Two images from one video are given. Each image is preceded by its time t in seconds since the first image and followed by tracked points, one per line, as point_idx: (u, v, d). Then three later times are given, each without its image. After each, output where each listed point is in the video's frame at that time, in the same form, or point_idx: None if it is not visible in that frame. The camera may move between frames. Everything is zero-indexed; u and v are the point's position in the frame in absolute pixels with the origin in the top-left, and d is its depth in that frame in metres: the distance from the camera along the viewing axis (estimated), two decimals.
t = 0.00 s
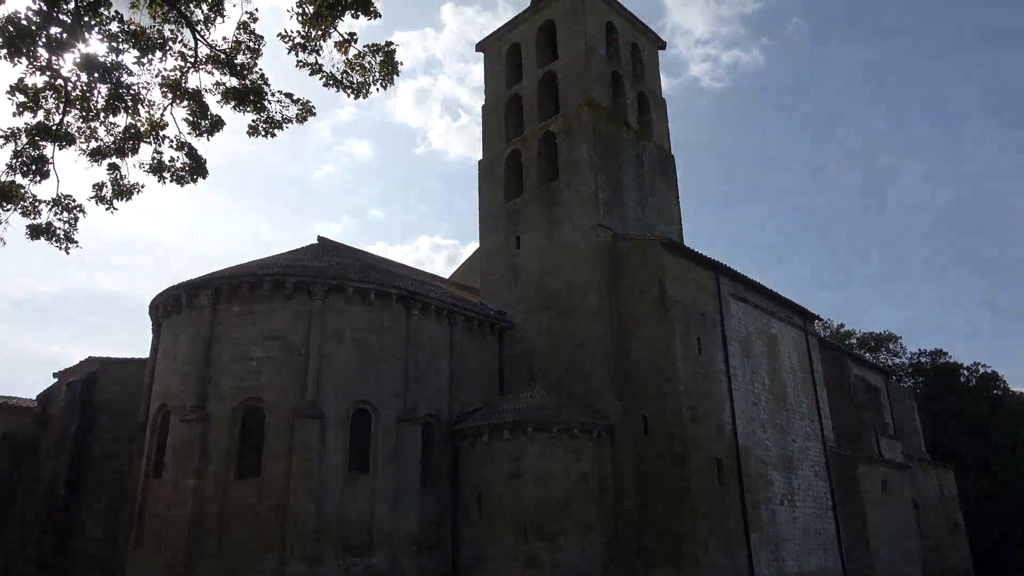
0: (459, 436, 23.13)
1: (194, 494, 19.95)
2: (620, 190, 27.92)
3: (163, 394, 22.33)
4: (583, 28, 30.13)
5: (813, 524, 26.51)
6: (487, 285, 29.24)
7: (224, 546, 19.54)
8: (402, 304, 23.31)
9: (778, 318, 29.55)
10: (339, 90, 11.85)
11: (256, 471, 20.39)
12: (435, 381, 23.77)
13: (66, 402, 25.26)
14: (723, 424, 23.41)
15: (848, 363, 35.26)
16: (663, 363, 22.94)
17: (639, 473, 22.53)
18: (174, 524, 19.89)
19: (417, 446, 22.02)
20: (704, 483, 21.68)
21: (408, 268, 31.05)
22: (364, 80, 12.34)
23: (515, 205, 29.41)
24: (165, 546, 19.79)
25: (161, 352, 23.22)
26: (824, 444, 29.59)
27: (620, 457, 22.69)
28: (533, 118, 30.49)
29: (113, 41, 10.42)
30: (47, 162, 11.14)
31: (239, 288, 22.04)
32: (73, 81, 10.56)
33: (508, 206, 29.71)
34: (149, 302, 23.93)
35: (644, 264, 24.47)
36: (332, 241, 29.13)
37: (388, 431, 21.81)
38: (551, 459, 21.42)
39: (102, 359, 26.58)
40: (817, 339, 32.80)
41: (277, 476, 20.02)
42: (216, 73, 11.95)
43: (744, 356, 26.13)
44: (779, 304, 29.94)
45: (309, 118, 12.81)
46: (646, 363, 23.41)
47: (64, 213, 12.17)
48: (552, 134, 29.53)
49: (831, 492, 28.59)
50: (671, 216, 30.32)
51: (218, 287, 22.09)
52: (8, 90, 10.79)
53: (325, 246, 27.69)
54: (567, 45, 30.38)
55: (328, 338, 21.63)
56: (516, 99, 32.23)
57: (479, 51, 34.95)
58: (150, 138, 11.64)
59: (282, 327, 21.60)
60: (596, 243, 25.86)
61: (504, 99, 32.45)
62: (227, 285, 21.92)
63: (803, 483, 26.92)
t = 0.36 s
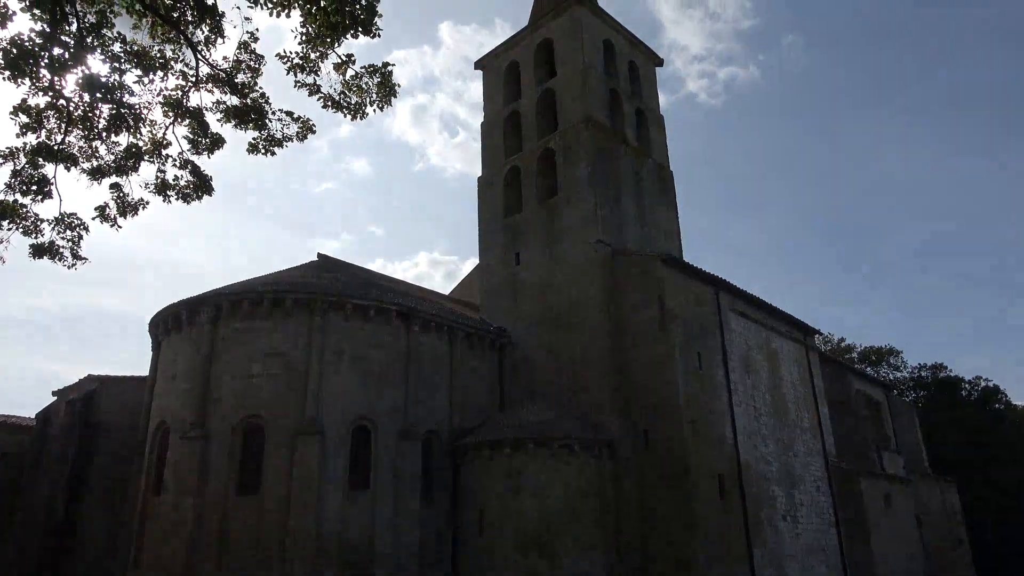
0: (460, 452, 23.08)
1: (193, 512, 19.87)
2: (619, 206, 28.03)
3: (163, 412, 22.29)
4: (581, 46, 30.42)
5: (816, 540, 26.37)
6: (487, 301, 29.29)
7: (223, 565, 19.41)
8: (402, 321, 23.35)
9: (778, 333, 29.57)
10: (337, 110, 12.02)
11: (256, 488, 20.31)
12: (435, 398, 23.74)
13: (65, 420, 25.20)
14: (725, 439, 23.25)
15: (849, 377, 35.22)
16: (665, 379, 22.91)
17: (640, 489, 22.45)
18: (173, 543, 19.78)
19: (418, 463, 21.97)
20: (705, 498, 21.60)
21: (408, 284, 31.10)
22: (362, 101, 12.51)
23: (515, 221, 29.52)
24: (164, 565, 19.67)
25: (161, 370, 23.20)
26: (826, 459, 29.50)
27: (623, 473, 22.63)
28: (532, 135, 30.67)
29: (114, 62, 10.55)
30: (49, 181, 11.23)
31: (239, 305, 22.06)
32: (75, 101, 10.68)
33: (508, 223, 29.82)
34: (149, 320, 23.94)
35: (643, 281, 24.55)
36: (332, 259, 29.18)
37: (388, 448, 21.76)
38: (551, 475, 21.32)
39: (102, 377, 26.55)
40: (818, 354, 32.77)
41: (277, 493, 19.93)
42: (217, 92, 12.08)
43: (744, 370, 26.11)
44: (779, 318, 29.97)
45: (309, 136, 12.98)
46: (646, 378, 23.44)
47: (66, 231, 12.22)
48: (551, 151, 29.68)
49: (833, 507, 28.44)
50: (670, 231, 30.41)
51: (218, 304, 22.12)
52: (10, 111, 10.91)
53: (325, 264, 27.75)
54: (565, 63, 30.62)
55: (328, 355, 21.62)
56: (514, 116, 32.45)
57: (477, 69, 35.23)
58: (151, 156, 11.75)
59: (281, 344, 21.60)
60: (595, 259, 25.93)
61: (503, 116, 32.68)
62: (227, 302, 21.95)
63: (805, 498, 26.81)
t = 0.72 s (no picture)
0: (458, 467, 23.07)
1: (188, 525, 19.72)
2: (618, 223, 28.11)
3: (158, 423, 22.20)
4: (581, 64, 30.66)
5: (813, 560, 26.23)
6: (485, 317, 29.32)
7: None
8: (400, 336, 23.33)
9: (775, 351, 29.60)
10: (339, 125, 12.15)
11: (251, 502, 20.19)
12: (432, 413, 23.67)
13: (60, 431, 25.07)
14: (722, 457, 23.04)
15: (846, 397, 35.21)
16: (664, 398, 22.89)
17: (637, 508, 22.35)
18: (167, 556, 19.63)
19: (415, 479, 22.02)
20: (704, 516, 21.35)
21: (407, 299, 31.11)
22: (364, 116, 12.63)
23: (514, 237, 29.60)
24: None
25: (158, 381, 23.13)
26: (822, 479, 29.42)
27: (621, 490, 22.56)
28: (531, 151, 30.82)
29: (120, 76, 10.64)
30: (52, 192, 11.29)
31: (236, 317, 22.04)
32: (80, 113, 10.74)
33: (507, 238, 29.89)
34: (147, 332, 23.89)
35: (642, 298, 24.59)
36: (330, 272, 29.20)
37: (384, 463, 21.67)
38: (548, 492, 21.12)
39: (97, 388, 26.45)
40: (815, 373, 32.77)
41: (272, 506, 19.81)
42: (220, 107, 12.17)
43: (741, 389, 26.09)
44: (776, 337, 30.00)
45: (311, 151, 13.12)
46: (644, 396, 23.51)
47: (68, 243, 12.27)
48: (550, 168, 29.81)
49: (830, 527, 28.35)
50: (669, 249, 30.51)
51: (216, 317, 22.10)
52: (15, 121, 10.97)
53: (324, 277, 27.76)
54: (565, 81, 30.83)
55: (325, 368, 21.58)
56: (514, 132, 32.63)
57: (477, 85, 35.45)
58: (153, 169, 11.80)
59: (279, 357, 21.56)
60: (594, 275, 25.99)
61: (503, 132, 32.86)
62: (224, 314, 21.94)
63: (802, 518, 26.71)
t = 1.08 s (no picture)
0: (452, 483, 22.87)
1: (180, 538, 19.58)
2: (615, 239, 28.21)
3: (152, 436, 22.10)
4: (579, 81, 30.90)
5: None
6: (482, 332, 29.33)
7: None
8: (396, 349, 23.32)
9: (771, 368, 29.64)
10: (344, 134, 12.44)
11: (245, 515, 20.07)
12: (427, 427, 23.61)
13: (53, 443, 24.92)
14: (717, 474, 22.81)
15: (841, 415, 35.19)
16: (661, 415, 22.84)
17: (636, 523, 22.26)
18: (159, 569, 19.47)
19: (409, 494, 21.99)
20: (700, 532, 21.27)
21: (403, 313, 31.11)
22: (371, 127, 12.86)
23: (511, 252, 29.68)
24: None
25: (152, 393, 23.06)
26: (818, 497, 29.35)
27: (619, 505, 22.49)
28: (529, 167, 30.97)
29: (122, 89, 10.75)
30: (55, 204, 11.35)
31: (232, 330, 22.01)
32: (82, 125, 10.83)
33: (504, 253, 29.96)
34: (142, 343, 23.82)
35: (638, 314, 24.64)
36: (327, 286, 29.20)
37: (379, 477, 21.60)
38: (546, 507, 21.02)
39: (91, 400, 26.32)
40: (810, 391, 32.80)
41: (265, 520, 19.69)
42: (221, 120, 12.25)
43: (737, 405, 26.08)
44: (772, 354, 30.04)
45: (312, 165, 13.22)
46: (641, 412, 23.51)
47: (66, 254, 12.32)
48: (548, 184, 29.94)
49: (826, 545, 28.24)
50: (665, 265, 30.60)
51: (212, 328, 22.06)
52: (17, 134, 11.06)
53: (320, 290, 27.76)
54: (563, 97, 31.04)
55: (320, 382, 21.52)
56: (511, 148, 32.80)
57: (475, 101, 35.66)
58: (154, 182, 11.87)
59: (274, 370, 21.53)
60: (590, 291, 26.04)
61: (500, 148, 33.02)
62: (220, 326, 21.91)
63: (798, 536, 26.61)
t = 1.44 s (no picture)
0: (443, 499, 22.75)
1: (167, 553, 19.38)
2: (608, 256, 28.30)
3: (140, 450, 21.93)
4: (573, 100, 31.12)
5: None
6: (473, 348, 29.30)
7: None
8: (387, 364, 23.25)
9: (761, 387, 29.69)
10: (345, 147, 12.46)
11: (233, 530, 19.88)
12: (418, 443, 23.51)
13: (38, 456, 24.67)
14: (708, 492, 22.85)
15: (832, 435, 35.23)
16: (653, 433, 22.84)
17: (630, 543, 22.27)
18: None
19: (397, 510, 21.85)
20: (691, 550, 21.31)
21: (394, 328, 31.07)
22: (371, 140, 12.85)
23: (504, 268, 29.74)
24: None
25: (141, 407, 22.89)
26: (809, 516, 29.32)
27: (611, 523, 22.47)
28: (522, 184, 31.10)
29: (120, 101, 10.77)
30: (50, 216, 11.32)
31: (223, 343, 21.90)
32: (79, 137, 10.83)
33: (497, 270, 30.00)
34: (131, 356, 23.66)
35: (630, 332, 24.68)
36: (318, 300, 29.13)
37: (369, 493, 21.46)
38: (538, 526, 20.84)
39: (78, 414, 26.11)
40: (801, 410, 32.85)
41: (254, 535, 19.47)
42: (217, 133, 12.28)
43: (728, 423, 26.10)
44: (763, 373, 30.10)
45: (307, 178, 13.20)
46: (633, 430, 23.46)
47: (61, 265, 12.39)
48: (541, 201, 30.08)
49: (817, 565, 28.16)
50: (657, 283, 30.70)
51: (202, 342, 21.95)
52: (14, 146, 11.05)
53: (312, 305, 27.69)
54: (557, 115, 31.23)
55: (311, 396, 21.40)
56: (505, 165, 32.94)
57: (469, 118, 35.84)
58: (151, 194, 11.89)
59: (265, 384, 21.42)
60: (583, 308, 26.08)
61: (494, 165, 33.17)
62: (211, 340, 21.81)
63: (788, 555, 26.55)
